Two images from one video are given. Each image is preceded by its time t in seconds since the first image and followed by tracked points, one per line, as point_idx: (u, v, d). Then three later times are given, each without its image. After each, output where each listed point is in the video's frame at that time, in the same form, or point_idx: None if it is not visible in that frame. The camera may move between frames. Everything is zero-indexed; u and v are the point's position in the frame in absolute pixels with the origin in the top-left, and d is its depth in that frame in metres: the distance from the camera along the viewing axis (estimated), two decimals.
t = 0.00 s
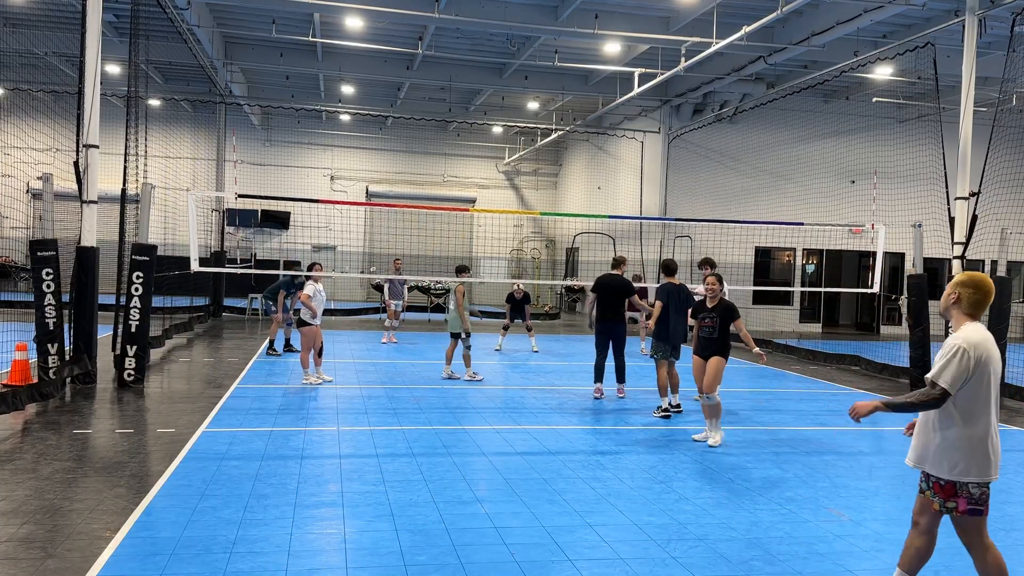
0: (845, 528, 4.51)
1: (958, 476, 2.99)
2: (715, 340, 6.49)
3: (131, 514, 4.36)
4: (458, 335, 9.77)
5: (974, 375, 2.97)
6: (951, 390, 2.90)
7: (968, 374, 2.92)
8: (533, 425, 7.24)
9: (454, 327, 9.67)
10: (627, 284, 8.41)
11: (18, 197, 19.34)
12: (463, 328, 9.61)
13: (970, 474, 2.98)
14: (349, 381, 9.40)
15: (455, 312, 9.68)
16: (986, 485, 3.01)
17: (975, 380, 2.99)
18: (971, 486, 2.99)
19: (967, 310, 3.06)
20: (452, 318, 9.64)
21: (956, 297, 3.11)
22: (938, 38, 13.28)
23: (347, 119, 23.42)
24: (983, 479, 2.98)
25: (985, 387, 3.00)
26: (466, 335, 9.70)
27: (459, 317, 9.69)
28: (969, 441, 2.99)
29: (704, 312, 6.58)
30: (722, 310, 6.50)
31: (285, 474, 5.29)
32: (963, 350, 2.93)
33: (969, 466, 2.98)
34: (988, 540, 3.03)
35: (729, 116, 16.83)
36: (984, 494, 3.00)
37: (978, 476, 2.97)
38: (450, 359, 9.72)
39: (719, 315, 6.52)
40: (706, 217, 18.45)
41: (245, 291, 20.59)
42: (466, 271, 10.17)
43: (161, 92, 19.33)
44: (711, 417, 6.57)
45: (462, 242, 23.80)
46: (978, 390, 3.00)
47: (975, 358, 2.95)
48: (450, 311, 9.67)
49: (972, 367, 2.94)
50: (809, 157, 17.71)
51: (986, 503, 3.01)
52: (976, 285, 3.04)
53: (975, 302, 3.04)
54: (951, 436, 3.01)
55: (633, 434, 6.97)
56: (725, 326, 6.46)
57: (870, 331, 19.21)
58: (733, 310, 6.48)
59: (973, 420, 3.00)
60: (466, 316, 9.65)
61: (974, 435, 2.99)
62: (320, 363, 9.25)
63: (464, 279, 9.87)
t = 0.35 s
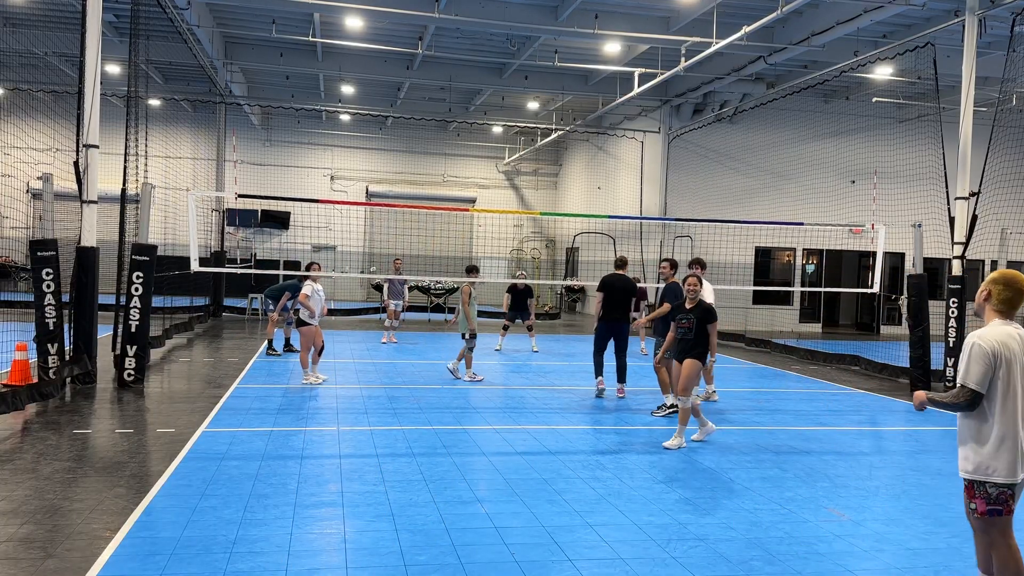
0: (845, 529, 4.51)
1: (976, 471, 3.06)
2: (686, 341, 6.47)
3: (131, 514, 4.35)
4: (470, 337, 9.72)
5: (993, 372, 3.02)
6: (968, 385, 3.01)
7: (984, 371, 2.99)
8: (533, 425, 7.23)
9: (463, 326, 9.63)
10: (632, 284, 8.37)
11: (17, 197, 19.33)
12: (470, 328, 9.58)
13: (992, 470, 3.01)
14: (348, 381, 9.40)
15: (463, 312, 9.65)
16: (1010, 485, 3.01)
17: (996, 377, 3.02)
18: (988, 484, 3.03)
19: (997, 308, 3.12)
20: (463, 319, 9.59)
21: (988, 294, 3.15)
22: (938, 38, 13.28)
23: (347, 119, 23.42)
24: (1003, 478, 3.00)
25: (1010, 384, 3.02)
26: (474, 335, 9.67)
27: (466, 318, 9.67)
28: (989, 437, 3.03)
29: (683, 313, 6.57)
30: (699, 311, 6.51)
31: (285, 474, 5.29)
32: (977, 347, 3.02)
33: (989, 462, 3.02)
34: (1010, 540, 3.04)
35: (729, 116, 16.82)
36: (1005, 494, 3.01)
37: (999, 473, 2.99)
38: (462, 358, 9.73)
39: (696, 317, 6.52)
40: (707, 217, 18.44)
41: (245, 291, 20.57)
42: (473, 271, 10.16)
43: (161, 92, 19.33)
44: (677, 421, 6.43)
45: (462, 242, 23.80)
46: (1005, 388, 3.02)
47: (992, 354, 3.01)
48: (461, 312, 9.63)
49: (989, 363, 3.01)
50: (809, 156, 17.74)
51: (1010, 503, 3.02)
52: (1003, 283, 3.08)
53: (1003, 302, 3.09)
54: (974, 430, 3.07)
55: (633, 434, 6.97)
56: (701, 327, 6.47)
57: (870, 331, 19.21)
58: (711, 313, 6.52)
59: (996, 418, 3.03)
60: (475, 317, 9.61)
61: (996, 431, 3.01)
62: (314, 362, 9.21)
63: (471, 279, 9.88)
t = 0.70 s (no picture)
0: (845, 529, 4.51)
1: (983, 466, 3.11)
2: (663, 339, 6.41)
3: (131, 514, 4.35)
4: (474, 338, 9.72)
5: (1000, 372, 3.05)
6: (974, 383, 3.06)
7: (990, 369, 3.04)
8: (533, 425, 7.23)
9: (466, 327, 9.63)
10: (626, 284, 8.44)
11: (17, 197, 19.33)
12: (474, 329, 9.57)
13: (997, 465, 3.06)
14: (348, 381, 9.39)
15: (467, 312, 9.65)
16: (1016, 481, 3.05)
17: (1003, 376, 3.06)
18: (994, 480, 3.08)
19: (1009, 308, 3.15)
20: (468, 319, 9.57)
21: (1002, 294, 3.17)
22: (938, 38, 13.28)
23: (347, 119, 23.42)
24: (1007, 474, 3.05)
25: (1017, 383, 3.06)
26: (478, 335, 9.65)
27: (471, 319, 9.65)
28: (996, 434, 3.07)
29: (662, 311, 6.51)
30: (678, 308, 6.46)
31: (285, 474, 5.28)
32: (984, 347, 3.06)
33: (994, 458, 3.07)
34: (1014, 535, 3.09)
35: (729, 116, 16.80)
36: (1012, 491, 3.06)
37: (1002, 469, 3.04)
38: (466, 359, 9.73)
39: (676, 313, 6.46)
40: (707, 217, 18.45)
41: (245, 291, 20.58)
42: (477, 271, 10.17)
43: (160, 92, 19.33)
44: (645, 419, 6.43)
45: (462, 242, 23.81)
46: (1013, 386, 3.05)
47: (999, 353, 3.05)
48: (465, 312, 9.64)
49: (996, 362, 3.05)
50: (809, 156, 17.76)
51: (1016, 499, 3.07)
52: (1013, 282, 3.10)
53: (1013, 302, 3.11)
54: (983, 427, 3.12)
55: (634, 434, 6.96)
56: (679, 324, 6.36)
57: (870, 331, 19.22)
58: (690, 310, 6.42)
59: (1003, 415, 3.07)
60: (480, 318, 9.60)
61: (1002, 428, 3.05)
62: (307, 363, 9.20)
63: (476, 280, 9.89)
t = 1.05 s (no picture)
0: (845, 529, 4.51)
1: (995, 463, 3.14)
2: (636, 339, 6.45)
3: (131, 514, 4.36)
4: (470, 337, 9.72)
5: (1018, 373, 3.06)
6: (993, 384, 3.06)
7: (1010, 370, 3.04)
8: (533, 425, 7.23)
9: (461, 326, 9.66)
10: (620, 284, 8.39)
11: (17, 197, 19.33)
12: (474, 329, 9.56)
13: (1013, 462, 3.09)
14: (348, 381, 9.40)
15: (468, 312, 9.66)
16: None
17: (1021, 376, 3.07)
18: (1004, 476, 3.12)
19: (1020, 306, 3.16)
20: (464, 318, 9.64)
21: (1013, 293, 3.18)
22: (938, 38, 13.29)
23: (347, 119, 23.42)
24: (1017, 470, 3.09)
25: None
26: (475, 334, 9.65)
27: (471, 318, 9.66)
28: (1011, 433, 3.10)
29: (633, 310, 6.46)
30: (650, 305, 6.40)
31: (285, 474, 5.28)
32: (1003, 348, 3.07)
33: (1008, 455, 3.11)
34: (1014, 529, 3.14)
35: (729, 116, 16.80)
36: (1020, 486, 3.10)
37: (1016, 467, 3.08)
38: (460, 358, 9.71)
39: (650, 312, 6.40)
40: (707, 217, 18.44)
41: (245, 291, 20.60)
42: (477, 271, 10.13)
43: (160, 92, 19.33)
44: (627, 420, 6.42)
45: (462, 242, 23.80)
46: None
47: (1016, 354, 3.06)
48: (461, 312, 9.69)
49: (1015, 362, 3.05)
50: (809, 156, 17.75)
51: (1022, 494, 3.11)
52: None
53: None
54: (998, 426, 3.13)
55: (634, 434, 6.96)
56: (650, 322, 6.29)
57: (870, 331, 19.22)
58: (660, 306, 6.29)
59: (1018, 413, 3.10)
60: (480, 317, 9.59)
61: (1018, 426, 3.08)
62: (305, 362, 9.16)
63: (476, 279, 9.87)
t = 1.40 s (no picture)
0: (845, 529, 4.51)
1: (992, 457, 3.17)
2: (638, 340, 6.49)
3: (131, 514, 4.36)
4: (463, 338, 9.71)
5: None
6: (1004, 380, 3.07)
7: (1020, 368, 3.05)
8: (533, 425, 7.23)
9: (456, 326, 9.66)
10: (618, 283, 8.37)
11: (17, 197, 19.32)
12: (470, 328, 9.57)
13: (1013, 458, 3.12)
14: (348, 381, 9.40)
15: (463, 312, 9.63)
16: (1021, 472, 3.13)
17: None
18: (999, 469, 3.16)
19: None
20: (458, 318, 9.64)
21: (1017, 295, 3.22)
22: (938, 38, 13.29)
23: (347, 119, 23.42)
24: (1015, 465, 3.12)
25: None
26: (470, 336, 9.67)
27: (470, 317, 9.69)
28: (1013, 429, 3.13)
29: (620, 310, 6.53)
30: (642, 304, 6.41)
31: (285, 475, 5.28)
32: (1015, 346, 3.08)
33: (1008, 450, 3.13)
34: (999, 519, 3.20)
35: (729, 116, 16.79)
36: (1015, 481, 3.13)
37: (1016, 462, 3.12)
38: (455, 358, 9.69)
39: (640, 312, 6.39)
40: (707, 217, 18.45)
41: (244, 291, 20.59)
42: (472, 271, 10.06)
43: (160, 92, 19.31)
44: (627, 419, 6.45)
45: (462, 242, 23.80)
46: None
47: None
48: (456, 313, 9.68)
49: None
50: (808, 156, 17.74)
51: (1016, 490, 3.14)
52: None
53: None
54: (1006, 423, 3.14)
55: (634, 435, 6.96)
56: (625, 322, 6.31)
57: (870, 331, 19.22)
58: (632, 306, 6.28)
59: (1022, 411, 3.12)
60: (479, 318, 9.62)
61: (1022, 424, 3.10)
62: (305, 362, 9.16)
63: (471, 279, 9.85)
